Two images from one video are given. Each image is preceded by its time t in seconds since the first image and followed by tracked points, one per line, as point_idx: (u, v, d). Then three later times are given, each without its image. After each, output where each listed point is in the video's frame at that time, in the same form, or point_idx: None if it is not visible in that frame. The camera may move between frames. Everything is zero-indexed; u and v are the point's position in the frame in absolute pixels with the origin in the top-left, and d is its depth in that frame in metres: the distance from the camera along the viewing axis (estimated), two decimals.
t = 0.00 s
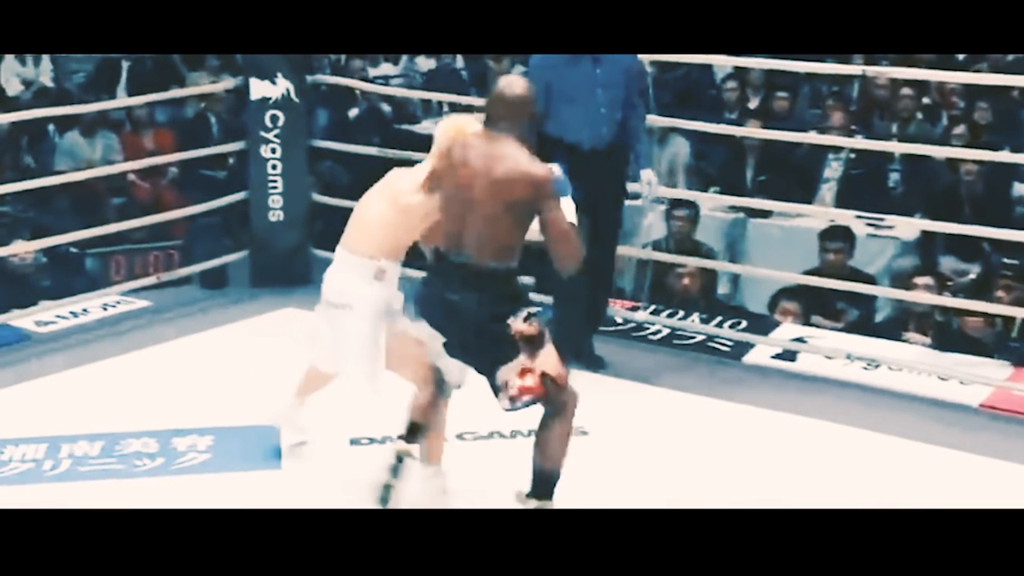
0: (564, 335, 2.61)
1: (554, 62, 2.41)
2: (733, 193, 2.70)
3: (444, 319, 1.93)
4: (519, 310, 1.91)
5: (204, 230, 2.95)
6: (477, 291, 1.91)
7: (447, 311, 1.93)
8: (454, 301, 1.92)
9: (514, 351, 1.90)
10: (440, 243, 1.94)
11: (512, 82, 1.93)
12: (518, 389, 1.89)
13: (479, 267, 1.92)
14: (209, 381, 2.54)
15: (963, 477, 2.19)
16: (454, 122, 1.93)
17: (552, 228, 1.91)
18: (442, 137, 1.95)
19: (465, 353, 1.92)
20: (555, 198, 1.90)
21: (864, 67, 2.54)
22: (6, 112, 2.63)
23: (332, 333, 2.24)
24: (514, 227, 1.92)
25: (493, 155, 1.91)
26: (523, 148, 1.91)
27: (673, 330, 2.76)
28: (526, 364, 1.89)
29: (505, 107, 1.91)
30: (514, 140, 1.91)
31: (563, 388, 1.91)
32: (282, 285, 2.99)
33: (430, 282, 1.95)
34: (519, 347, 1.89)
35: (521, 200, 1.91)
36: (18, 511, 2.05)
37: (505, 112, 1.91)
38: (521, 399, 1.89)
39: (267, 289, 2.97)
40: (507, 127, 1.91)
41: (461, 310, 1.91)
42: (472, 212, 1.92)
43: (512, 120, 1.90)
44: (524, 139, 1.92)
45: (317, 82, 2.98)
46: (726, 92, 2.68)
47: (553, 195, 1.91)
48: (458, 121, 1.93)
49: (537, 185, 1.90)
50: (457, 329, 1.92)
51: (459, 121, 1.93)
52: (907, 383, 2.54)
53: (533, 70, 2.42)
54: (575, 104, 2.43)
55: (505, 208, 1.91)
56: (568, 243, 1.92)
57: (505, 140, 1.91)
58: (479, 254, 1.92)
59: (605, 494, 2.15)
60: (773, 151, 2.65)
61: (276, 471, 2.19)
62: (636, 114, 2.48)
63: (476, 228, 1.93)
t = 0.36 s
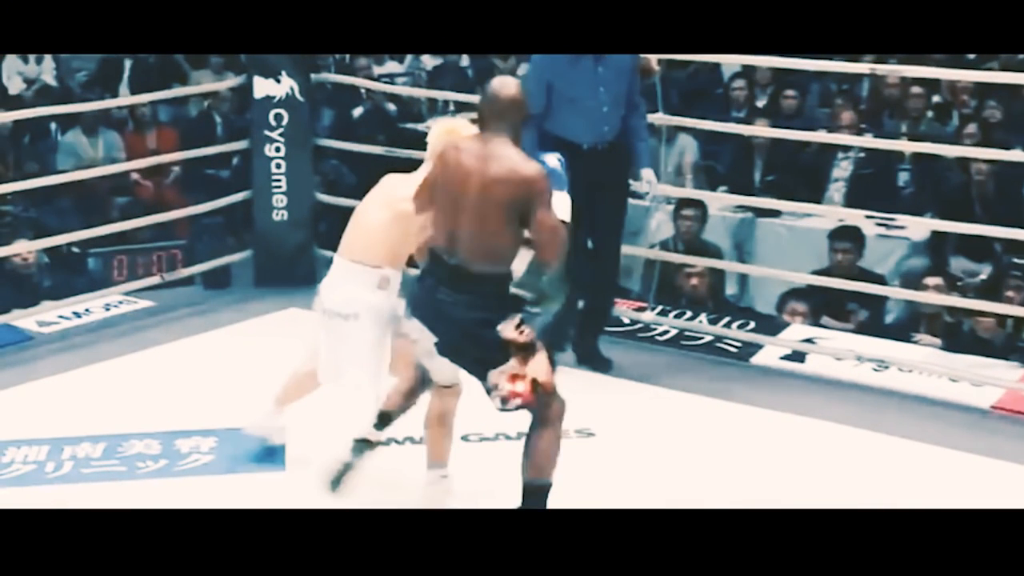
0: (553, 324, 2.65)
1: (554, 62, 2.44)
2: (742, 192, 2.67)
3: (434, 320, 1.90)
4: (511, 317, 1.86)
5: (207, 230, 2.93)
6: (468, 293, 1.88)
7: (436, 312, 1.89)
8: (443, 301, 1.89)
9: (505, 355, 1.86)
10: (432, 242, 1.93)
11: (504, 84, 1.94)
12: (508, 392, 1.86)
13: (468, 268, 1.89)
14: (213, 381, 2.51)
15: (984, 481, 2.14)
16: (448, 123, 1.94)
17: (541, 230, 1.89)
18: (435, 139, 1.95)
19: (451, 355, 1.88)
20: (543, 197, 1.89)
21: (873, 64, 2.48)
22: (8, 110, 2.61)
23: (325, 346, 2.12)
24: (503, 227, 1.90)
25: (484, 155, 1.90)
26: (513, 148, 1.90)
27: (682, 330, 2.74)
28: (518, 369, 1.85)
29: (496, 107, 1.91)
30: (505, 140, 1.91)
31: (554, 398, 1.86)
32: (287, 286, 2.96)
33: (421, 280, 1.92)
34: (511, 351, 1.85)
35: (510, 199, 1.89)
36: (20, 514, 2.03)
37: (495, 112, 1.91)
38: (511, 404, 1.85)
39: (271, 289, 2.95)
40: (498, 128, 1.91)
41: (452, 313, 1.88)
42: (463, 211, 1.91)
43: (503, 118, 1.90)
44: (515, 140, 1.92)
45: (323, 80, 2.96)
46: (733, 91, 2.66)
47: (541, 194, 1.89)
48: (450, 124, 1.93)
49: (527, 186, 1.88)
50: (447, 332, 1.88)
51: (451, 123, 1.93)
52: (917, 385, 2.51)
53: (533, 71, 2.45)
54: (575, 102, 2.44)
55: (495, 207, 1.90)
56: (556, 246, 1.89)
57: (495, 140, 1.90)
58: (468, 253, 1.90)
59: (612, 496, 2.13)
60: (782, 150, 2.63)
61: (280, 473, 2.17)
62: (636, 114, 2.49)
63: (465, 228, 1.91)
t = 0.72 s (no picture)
0: (537, 321, 2.60)
1: (559, 60, 2.40)
2: (761, 191, 2.62)
3: (414, 313, 1.93)
4: (491, 313, 1.89)
5: (217, 229, 2.89)
6: (448, 290, 1.90)
7: (415, 305, 1.92)
8: (422, 296, 1.91)
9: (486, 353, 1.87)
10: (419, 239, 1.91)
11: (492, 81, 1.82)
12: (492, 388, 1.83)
13: (455, 268, 1.89)
14: (222, 382, 2.47)
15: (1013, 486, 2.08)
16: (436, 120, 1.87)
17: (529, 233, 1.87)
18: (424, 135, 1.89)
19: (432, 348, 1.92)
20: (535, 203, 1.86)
21: (897, 60, 2.43)
22: (15, 106, 2.58)
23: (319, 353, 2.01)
24: (491, 229, 1.87)
25: (472, 155, 1.85)
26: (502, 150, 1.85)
27: (700, 331, 2.70)
28: (502, 364, 1.83)
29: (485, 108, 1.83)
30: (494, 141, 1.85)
31: (541, 396, 1.81)
32: (297, 285, 2.91)
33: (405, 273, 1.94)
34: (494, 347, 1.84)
35: (499, 202, 1.86)
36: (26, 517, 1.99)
37: (484, 113, 1.83)
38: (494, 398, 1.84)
39: (282, 289, 2.91)
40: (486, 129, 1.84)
41: (431, 307, 1.91)
42: (450, 211, 1.88)
43: (492, 121, 1.83)
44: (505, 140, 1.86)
45: (334, 77, 2.92)
46: (752, 88, 2.60)
47: (533, 199, 1.86)
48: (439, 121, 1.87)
49: (517, 190, 1.85)
50: (427, 325, 1.92)
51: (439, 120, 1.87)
52: (940, 388, 2.47)
53: (538, 69, 2.42)
54: (579, 100, 2.41)
55: (482, 209, 1.86)
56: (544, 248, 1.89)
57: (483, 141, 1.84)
58: (455, 254, 1.89)
59: (629, 501, 2.08)
60: (802, 148, 2.58)
61: (292, 476, 2.12)
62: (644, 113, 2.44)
63: (455, 228, 1.88)
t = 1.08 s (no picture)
0: (523, 318, 2.54)
1: (565, 59, 2.34)
2: (783, 190, 2.58)
3: (403, 310, 1.92)
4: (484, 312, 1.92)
5: (231, 227, 2.86)
6: (438, 285, 1.90)
7: (404, 301, 1.92)
8: (410, 292, 1.91)
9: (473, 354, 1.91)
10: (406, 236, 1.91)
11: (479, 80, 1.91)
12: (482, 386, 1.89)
13: (444, 263, 1.90)
14: (237, 383, 2.43)
15: None
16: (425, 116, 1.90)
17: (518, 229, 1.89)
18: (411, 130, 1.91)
19: (420, 349, 1.92)
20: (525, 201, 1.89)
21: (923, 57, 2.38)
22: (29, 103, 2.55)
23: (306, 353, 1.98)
24: (480, 225, 1.89)
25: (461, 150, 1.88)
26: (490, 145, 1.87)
27: (721, 331, 2.66)
28: (492, 364, 1.89)
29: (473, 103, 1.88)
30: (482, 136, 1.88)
31: (528, 396, 1.88)
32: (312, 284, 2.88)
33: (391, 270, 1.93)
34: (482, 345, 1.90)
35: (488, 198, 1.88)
36: (38, 520, 1.96)
37: (471, 107, 1.88)
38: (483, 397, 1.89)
39: (297, 288, 2.88)
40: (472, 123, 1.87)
41: (421, 303, 1.91)
42: (439, 206, 1.89)
43: (477, 118, 1.87)
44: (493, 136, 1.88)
45: (349, 74, 2.86)
46: (774, 84, 2.56)
47: (522, 196, 1.89)
48: (428, 116, 1.90)
49: (506, 185, 1.87)
50: (416, 323, 1.91)
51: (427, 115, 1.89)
52: (967, 390, 2.43)
53: (545, 67, 2.35)
54: (585, 100, 2.35)
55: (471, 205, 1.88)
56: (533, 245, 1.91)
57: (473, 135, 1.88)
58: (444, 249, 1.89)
59: (652, 507, 2.04)
60: (824, 147, 2.54)
61: (307, 478, 2.09)
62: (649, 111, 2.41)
63: (445, 225, 1.89)
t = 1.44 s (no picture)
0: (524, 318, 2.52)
1: (569, 61, 2.37)
2: (796, 189, 2.56)
3: (396, 308, 1.87)
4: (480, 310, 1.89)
5: (241, 227, 2.85)
6: (432, 284, 1.86)
7: (397, 298, 1.87)
8: (403, 289, 1.87)
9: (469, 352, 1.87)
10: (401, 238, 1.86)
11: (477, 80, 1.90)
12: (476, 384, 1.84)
13: (439, 264, 1.85)
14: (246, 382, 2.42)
15: None
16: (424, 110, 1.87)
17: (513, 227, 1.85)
18: (407, 124, 1.88)
19: (414, 349, 1.88)
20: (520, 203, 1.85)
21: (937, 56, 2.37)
22: (39, 102, 2.55)
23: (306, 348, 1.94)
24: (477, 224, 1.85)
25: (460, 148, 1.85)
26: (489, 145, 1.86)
27: (733, 332, 2.65)
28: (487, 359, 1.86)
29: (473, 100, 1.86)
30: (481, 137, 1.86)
31: (521, 393, 1.85)
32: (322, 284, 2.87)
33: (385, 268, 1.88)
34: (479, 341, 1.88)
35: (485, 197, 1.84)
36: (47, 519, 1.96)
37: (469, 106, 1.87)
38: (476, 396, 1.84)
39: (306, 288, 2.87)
40: (473, 122, 1.86)
41: (414, 301, 1.87)
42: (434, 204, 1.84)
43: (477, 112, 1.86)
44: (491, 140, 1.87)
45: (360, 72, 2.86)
46: (787, 83, 2.55)
47: (516, 198, 1.85)
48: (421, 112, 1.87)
49: (503, 185, 1.84)
50: (410, 320, 1.87)
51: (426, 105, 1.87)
52: (981, 392, 2.42)
53: (549, 69, 2.39)
54: (589, 101, 2.37)
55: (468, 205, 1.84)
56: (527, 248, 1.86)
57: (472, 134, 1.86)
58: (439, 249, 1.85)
59: (664, 509, 2.03)
60: (837, 146, 2.52)
61: (317, 479, 2.08)
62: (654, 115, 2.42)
63: (438, 225, 1.85)
